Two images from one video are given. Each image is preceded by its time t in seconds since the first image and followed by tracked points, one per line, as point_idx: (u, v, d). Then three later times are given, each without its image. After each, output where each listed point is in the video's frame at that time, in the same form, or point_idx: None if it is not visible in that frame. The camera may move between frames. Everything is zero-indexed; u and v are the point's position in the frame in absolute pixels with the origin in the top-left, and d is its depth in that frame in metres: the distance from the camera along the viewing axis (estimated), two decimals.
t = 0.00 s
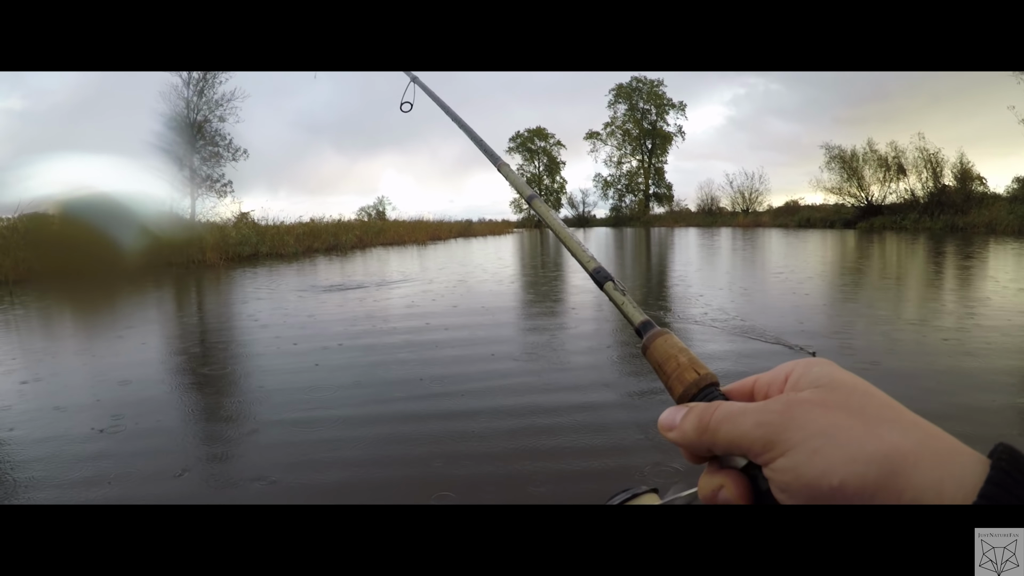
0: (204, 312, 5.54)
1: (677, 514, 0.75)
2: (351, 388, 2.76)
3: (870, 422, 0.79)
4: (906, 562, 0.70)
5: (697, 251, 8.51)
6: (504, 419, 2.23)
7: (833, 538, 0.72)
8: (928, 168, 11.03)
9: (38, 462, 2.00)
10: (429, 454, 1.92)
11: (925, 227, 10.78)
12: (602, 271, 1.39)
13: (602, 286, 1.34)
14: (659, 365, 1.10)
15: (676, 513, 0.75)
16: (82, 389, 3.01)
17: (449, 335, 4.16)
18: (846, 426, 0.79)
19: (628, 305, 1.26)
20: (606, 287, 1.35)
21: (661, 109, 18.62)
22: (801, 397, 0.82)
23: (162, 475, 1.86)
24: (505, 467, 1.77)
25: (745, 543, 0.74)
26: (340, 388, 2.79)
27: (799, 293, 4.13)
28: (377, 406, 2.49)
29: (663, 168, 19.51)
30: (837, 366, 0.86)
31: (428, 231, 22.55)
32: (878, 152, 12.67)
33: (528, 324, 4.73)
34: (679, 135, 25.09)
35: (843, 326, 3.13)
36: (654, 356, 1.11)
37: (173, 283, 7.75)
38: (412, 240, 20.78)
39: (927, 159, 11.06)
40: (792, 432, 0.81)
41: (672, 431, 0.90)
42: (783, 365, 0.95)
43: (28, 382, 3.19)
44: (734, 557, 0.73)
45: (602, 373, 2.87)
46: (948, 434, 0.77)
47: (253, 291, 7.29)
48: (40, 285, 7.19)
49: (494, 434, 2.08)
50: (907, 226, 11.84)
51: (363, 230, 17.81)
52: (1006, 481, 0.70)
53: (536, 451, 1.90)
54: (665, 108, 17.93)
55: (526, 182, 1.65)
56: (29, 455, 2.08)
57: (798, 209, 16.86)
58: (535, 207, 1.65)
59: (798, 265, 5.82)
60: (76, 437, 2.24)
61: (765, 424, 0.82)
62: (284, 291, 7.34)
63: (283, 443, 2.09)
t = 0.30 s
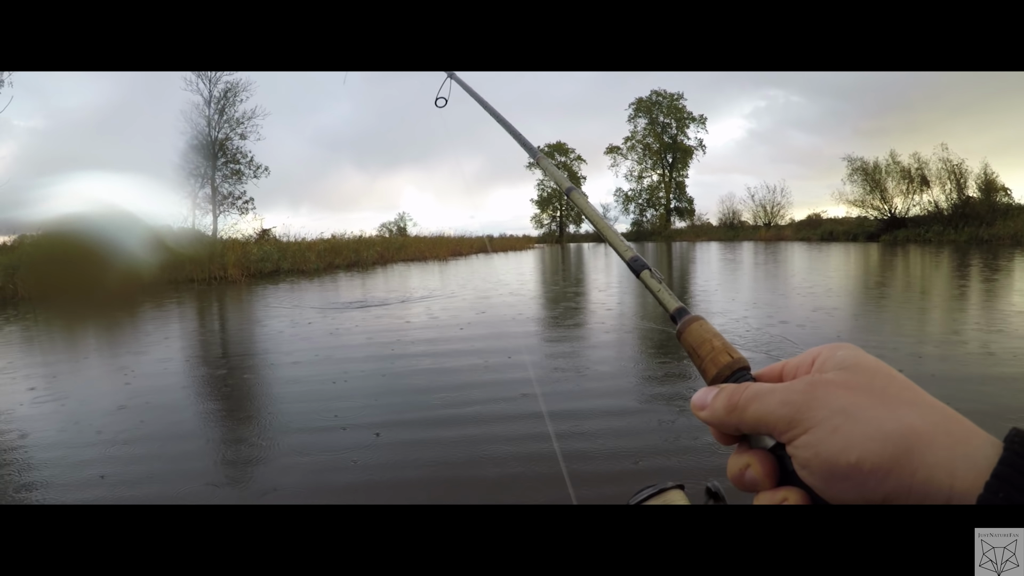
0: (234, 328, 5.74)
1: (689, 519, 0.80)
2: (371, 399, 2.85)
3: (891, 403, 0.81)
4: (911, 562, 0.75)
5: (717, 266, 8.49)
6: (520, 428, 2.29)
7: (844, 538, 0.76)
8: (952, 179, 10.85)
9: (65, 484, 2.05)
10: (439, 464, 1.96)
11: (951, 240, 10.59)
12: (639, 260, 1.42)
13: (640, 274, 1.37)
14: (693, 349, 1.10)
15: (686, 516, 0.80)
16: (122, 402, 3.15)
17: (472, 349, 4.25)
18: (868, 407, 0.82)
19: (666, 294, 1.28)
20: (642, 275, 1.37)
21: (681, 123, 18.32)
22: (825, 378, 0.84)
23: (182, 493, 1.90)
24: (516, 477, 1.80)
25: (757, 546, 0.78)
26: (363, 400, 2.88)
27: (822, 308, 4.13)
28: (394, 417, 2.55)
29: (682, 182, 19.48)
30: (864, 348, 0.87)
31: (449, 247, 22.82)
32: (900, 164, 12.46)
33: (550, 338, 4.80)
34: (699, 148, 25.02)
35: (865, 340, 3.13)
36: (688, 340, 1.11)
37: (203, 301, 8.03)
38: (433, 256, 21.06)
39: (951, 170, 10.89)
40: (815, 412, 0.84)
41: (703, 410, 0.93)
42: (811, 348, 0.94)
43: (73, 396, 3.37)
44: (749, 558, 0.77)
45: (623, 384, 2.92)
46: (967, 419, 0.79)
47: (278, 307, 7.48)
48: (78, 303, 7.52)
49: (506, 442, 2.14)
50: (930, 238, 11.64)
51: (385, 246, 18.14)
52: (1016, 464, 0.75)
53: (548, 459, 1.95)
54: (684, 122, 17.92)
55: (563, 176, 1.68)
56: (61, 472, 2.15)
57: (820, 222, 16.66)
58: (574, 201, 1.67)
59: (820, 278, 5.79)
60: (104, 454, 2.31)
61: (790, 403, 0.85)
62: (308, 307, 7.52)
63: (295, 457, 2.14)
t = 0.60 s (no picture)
0: (293, 336, 6.16)
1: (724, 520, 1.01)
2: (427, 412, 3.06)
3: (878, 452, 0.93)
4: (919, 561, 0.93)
5: (772, 271, 8.38)
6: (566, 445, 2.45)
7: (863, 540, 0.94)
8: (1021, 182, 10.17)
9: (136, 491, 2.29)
10: (478, 480, 2.13)
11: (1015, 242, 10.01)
12: (654, 276, 1.51)
13: (655, 292, 1.45)
14: (704, 370, 1.24)
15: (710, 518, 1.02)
16: (192, 407, 3.49)
17: (527, 356, 4.45)
18: (857, 455, 0.94)
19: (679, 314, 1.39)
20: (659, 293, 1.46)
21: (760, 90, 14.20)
22: (820, 424, 0.96)
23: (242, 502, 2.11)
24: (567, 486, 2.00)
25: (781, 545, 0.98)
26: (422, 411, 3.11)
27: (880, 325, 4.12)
28: (451, 429, 2.77)
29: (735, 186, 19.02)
30: (863, 394, 1.00)
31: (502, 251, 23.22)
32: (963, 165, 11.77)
33: (603, 345, 4.95)
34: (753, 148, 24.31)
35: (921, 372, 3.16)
36: (699, 362, 1.24)
37: (270, 309, 8.59)
38: (485, 261, 21.48)
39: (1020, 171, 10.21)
40: (809, 457, 0.95)
41: (707, 440, 1.03)
42: (813, 384, 1.08)
43: (150, 401, 3.73)
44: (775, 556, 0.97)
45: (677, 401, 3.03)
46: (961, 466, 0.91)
47: (329, 315, 7.93)
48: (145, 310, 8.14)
49: (544, 457, 2.30)
50: (996, 244, 10.97)
51: (436, 251, 18.70)
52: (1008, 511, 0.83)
53: (595, 474, 2.13)
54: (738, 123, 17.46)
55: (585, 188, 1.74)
56: (132, 479, 2.41)
57: (878, 226, 15.88)
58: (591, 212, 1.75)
59: (880, 287, 5.69)
60: (170, 460, 2.57)
61: (786, 446, 0.97)
62: (359, 315, 7.95)
63: (349, 467, 2.36)
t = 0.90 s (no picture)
0: (359, 320, 6.65)
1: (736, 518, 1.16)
2: (484, 401, 3.32)
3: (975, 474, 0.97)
4: (923, 559, 1.08)
5: (843, 252, 8.14)
6: (606, 437, 2.65)
7: (872, 540, 1.08)
8: None
9: (198, 471, 2.68)
10: (500, 471, 2.38)
11: None
12: (724, 289, 1.56)
13: (725, 305, 1.50)
14: (777, 391, 1.26)
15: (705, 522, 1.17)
16: (254, 394, 3.93)
17: (591, 339, 4.62)
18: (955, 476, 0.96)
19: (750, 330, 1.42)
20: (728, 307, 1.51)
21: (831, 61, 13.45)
22: (917, 442, 1.00)
23: (287, 484, 2.45)
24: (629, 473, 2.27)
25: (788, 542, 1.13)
26: (477, 399, 3.38)
27: (957, 324, 4.04)
28: (498, 419, 3.02)
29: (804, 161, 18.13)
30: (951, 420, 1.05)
31: (566, 228, 23.40)
32: None
33: (665, 325, 5.05)
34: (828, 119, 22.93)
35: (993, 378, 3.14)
36: (774, 383, 1.26)
37: (344, 290, 9.21)
38: (552, 238, 21.69)
39: None
40: (906, 475, 0.97)
41: (786, 459, 1.07)
42: (895, 411, 1.15)
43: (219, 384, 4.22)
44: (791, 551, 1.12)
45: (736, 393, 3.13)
46: None
47: (392, 295, 8.42)
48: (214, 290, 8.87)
49: (566, 452, 2.51)
50: None
51: (500, 228, 19.18)
52: None
53: (654, 459, 2.37)
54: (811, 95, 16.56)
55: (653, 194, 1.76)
56: (204, 465, 2.73)
57: (954, 206, 14.74)
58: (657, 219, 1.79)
59: (958, 274, 5.48)
60: (227, 446, 2.97)
61: (881, 463, 0.99)
62: (421, 294, 8.39)
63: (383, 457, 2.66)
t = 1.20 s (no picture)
0: (398, 293, 6.92)
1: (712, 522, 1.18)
2: (517, 389, 3.51)
3: None
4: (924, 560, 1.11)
5: (888, 224, 7.92)
6: (625, 432, 2.83)
7: (863, 536, 1.13)
8: None
9: (239, 450, 3.00)
10: (513, 459, 2.60)
11: None
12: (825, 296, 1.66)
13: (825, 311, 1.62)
14: (875, 383, 1.37)
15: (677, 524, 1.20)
16: (295, 371, 4.26)
17: (627, 323, 4.77)
18: None
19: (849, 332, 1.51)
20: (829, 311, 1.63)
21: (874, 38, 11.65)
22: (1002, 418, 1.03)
23: (317, 465, 2.72)
24: (644, 474, 2.42)
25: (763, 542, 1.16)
26: (510, 384, 3.62)
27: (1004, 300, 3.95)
28: (526, 407, 3.24)
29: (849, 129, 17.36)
30: None
31: (604, 197, 23.24)
32: None
33: (700, 310, 5.13)
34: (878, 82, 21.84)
35: None
36: (872, 375, 1.38)
37: (384, 261, 9.59)
38: (590, 206, 21.65)
39: None
40: (990, 449, 1.02)
41: (883, 439, 1.10)
42: (981, 396, 1.14)
43: (265, 361, 4.59)
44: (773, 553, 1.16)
45: (766, 389, 3.26)
46: None
47: (430, 267, 8.68)
48: (255, 262, 9.32)
49: (584, 446, 2.72)
50: None
51: (540, 197, 19.32)
52: None
53: (669, 461, 2.51)
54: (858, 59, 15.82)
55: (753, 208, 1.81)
56: (252, 449, 2.99)
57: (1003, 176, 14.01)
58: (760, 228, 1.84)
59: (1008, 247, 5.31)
60: (267, 426, 3.29)
61: (968, 437, 1.03)
62: (460, 266, 8.61)
63: (409, 439, 2.91)
